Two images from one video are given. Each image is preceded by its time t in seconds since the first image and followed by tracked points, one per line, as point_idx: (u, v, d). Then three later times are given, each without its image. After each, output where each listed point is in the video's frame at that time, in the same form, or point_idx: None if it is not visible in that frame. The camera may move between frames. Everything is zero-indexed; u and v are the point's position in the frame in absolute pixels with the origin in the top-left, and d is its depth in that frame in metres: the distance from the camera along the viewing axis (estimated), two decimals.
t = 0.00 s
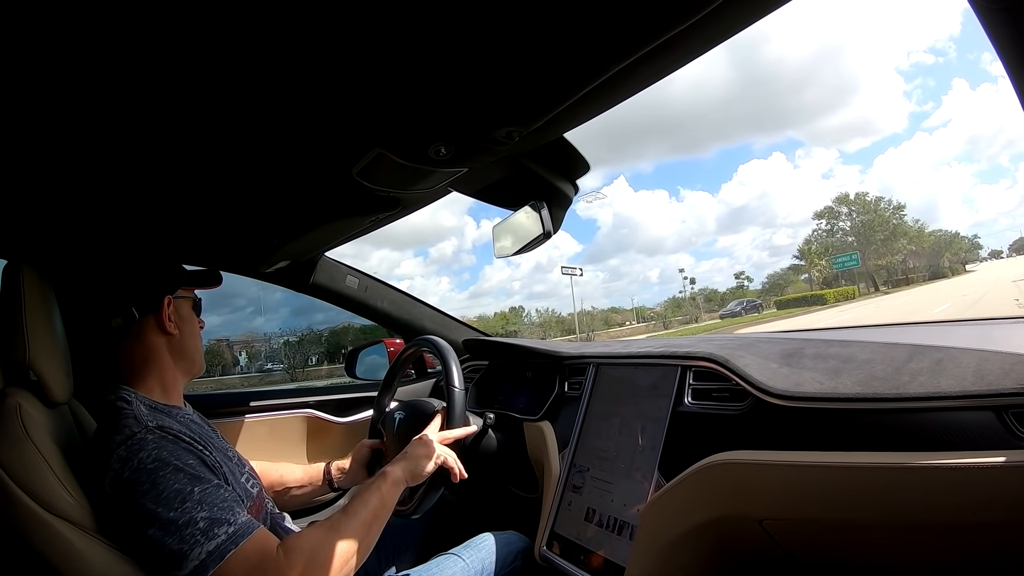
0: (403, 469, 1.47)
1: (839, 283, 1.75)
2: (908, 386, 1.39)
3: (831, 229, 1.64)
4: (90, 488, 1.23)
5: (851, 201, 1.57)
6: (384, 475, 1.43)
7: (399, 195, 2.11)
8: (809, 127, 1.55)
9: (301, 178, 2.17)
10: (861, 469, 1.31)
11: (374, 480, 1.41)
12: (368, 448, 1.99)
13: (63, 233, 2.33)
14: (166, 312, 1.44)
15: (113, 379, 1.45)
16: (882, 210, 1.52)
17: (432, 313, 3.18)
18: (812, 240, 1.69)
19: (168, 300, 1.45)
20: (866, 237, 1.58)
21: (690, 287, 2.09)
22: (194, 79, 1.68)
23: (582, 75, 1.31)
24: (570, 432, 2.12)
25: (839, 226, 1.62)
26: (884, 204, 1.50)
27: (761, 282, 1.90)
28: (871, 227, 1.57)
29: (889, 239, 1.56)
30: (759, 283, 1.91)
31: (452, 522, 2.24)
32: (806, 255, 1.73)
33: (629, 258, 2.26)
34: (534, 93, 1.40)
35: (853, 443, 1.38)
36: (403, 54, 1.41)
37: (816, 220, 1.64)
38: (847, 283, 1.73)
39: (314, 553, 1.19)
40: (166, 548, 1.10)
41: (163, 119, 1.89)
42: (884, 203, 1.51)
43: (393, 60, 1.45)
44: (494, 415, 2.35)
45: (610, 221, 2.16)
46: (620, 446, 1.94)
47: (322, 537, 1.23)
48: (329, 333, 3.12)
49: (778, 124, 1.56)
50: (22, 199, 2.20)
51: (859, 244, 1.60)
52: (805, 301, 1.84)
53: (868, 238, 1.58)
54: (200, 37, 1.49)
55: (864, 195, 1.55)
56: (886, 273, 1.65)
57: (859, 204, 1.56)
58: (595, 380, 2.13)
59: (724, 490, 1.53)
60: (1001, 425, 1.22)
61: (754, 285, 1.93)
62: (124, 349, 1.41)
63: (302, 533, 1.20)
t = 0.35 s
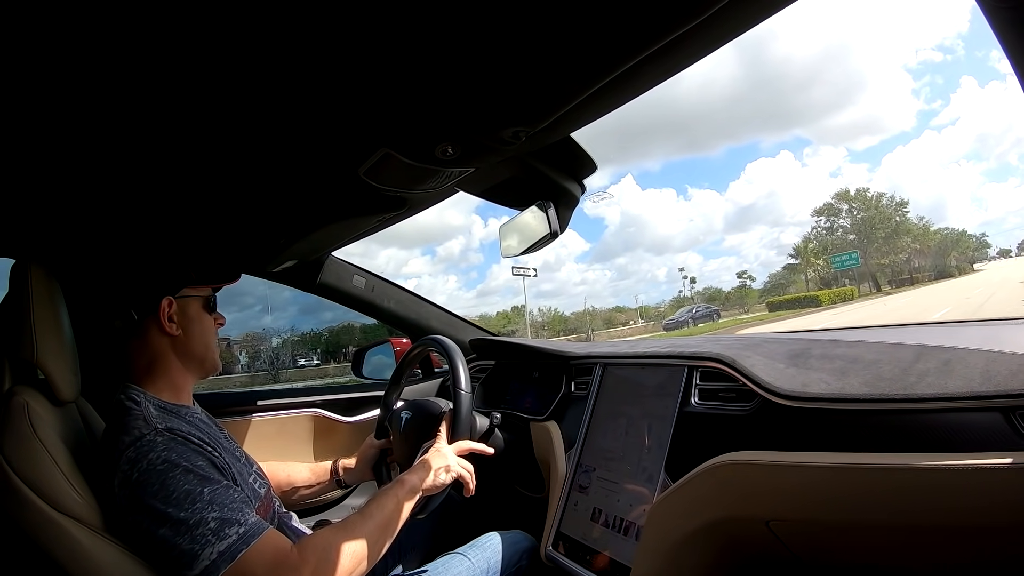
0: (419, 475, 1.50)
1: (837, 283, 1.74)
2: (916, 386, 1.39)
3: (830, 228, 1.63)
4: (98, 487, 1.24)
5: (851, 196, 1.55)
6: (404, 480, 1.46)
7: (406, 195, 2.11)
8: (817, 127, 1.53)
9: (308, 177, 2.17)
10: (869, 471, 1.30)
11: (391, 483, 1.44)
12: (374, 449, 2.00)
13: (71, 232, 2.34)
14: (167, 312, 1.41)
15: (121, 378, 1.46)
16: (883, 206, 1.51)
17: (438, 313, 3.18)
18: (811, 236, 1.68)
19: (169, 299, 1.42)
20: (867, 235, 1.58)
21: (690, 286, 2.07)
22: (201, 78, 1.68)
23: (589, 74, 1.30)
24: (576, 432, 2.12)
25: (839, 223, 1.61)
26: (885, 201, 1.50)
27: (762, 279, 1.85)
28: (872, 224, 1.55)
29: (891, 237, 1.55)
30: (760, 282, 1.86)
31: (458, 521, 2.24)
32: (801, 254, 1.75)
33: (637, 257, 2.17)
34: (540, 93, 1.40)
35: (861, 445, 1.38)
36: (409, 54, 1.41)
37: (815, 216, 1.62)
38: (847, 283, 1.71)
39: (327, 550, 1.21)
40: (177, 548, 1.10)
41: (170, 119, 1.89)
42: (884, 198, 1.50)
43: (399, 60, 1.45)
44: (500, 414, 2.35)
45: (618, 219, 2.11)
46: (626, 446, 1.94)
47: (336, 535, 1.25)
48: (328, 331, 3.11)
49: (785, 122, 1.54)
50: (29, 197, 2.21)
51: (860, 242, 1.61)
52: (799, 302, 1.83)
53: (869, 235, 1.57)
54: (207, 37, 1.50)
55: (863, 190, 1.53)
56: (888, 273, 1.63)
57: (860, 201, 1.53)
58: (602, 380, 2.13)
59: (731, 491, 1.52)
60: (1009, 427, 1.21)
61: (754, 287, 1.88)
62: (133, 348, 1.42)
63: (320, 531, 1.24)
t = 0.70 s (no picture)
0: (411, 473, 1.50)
1: (837, 283, 1.73)
2: (922, 386, 1.38)
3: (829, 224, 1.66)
4: (103, 485, 1.25)
5: (850, 194, 1.58)
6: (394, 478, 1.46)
7: (410, 194, 2.11)
8: (822, 124, 1.53)
9: (313, 176, 2.18)
10: (875, 470, 1.30)
11: (383, 482, 1.43)
12: (380, 440, 2.04)
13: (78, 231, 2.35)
14: (135, 319, 1.40)
15: (127, 377, 1.46)
16: (884, 204, 1.52)
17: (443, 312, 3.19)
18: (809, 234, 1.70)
19: (136, 306, 1.40)
20: (867, 232, 1.60)
21: (692, 287, 2.08)
22: (207, 78, 1.69)
23: (593, 74, 1.30)
24: (581, 431, 2.12)
25: (838, 221, 1.64)
26: (885, 198, 1.51)
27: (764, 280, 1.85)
28: (871, 221, 1.58)
29: (892, 236, 1.56)
30: (761, 283, 1.86)
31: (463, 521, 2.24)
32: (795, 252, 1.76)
33: (643, 254, 2.16)
34: (545, 93, 1.40)
35: (867, 444, 1.38)
36: (413, 53, 1.42)
37: (814, 214, 1.65)
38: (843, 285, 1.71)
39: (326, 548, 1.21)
40: (180, 545, 1.10)
41: (176, 119, 1.90)
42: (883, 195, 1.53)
43: (404, 59, 1.45)
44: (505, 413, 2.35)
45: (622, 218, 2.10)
46: (632, 445, 1.94)
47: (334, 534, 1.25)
48: (328, 331, 3.11)
49: (789, 121, 1.54)
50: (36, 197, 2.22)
51: (860, 241, 1.63)
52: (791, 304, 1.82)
53: (869, 233, 1.59)
54: (212, 38, 1.50)
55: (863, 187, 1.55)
56: (891, 273, 1.65)
57: (859, 197, 1.56)
58: (607, 379, 2.13)
59: (736, 491, 1.52)
60: (1015, 426, 1.21)
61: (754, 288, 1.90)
62: (139, 345, 1.43)
63: (315, 531, 1.23)
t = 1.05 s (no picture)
0: (335, 418, 1.38)
1: (834, 284, 1.74)
2: (925, 386, 1.38)
3: (826, 221, 1.67)
4: (106, 485, 1.25)
5: (848, 191, 1.58)
6: (322, 436, 1.33)
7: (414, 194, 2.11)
8: (825, 124, 1.52)
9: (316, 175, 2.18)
10: (879, 470, 1.30)
11: (317, 446, 1.31)
12: (385, 437, 2.04)
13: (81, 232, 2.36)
14: (122, 325, 1.44)
15: (131, 376, 1.46)
16: (882, 203, 1.54)
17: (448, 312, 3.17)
18: (806, 233, 1.71)
19: (120, 313, 1.43)
20: (865, 231, 1.60)
21: (691, 288, 2.08)
22: (208, 79, 1.70)
23: (596, 74, 1.31)
24: (585, 430, 2.12)
25: (837, 221, 1.65)
26: (885, 198, 1.52)
27: (765, 280, 1.86)
28: (869, 220, 1.59)
29: (891, 235, 1.57)
30: (761, 283, 1.87)
31: (468, 520, 2.24)
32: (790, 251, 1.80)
33: (644, 254, 2.19)
34: (548, 92, 1.40)
35: (871, 443, 1.37)
36: (415, 53, 1.42)
37: (812, 212, 1.67)
38: (842, 287, 1.71)
39: (300, 545, 1.15)
40: (177, 547, 1.11)
41: (179, 119, 1.90)
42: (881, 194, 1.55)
43: (406, 59, 1.45)
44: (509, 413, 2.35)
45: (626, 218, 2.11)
46: (635, 445, 1.94)
47: (299, 525, 1.17)
48: (325, 330, 3.07)
49: (793, 120, 1.54)
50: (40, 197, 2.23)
51: (858, 240, 1.62)
52: (786, 304, 1.88)
53: (868, 232, 1.59)
54: (215, 37, 1.50)
55: (861, 185, 1.56)
56: (892, 272, 1.63)
57: (857, 195, 1.57)
58: (611, 378, 2.13)
59: (740, 491, 1.52)
60: (1019, 425, 1.21)
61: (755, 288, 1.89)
62: (142, 345, 1.44)
63: (278, 531, 1.15)
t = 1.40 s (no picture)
0: (346, 418, 1.37)
1: (827, 287, 1.74)
2: (928, 386, 1.38)
3: (825, 220, 1.64)
4: (109, 485, 1.25)
5: (845, 189, 1.56)
6: (330, 436, 1.33)
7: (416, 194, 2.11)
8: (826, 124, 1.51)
9: (318, 175, 2.18)
10: (881, 471, 1.29)
11: (325, 446, 1.31)
12: (387, 438, 2.01)
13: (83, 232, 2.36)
14: (148, 320, 1.41)
15: (132, 376, 1.46)
16: (881, 203, 1.55)
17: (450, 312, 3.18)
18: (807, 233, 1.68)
19: (149, 307, 1.40)
20: (864, 232, 1.59)
21: (689, 287, 2.07)
22: (209, 79, 1.70)
23: (598, 74, 1.30)
24: (587, 431, 2.12)
25: (834, 219, 1.63)
26: (885, 197, 1.52)
27: (762, 279, 1.83)
28: (868, 219, 1.58)
29: (891, 234, 1.57)
30: (760, 282, 1.84)
31: (470, 520, 2.24)
32: (788, 253, 1.75)
33: (644, 254, 2.15)
34: (549, 92, 1.40)
35: (874, 444, 1.37)
36: (417, 53, 1.42)
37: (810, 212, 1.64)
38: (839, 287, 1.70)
39: (304, 546, 1.15)
40: (180, 548, 1.11)
41: (180, 119, 1.90)
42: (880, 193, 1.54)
43: (408, 59, 1.45)
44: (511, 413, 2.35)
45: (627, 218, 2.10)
46: (638, 445, 1.93)
47: (303, 526, 1.17)
48: (324, 331, 3.03)
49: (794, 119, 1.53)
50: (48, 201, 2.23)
51: (857, 239, 1.61)
52: (782, 305, 1.88)
53: (866, 232, 1.59)
54: (217, 38, 1.50)
55: (860, 183, 1.54)
56: (892, 273, 1.65)
57: (855, 194, 1.56)
58: (613, 379, 2.13)
59: (742, 491, 1.51)
60: (1021, 425, 1.20)
61: (754, 288, 1.89)
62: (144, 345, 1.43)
63: (282, 530, 1.16)
